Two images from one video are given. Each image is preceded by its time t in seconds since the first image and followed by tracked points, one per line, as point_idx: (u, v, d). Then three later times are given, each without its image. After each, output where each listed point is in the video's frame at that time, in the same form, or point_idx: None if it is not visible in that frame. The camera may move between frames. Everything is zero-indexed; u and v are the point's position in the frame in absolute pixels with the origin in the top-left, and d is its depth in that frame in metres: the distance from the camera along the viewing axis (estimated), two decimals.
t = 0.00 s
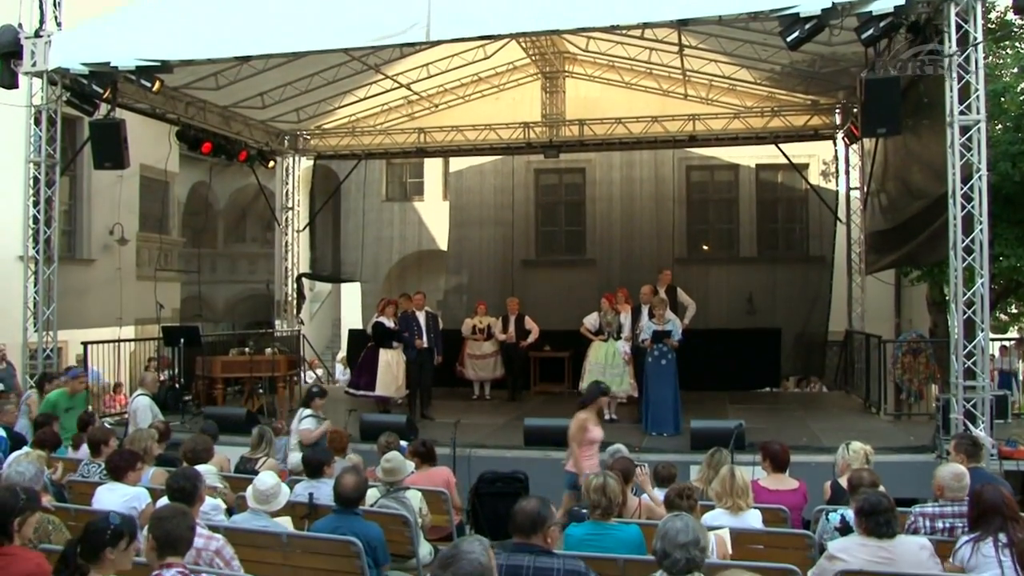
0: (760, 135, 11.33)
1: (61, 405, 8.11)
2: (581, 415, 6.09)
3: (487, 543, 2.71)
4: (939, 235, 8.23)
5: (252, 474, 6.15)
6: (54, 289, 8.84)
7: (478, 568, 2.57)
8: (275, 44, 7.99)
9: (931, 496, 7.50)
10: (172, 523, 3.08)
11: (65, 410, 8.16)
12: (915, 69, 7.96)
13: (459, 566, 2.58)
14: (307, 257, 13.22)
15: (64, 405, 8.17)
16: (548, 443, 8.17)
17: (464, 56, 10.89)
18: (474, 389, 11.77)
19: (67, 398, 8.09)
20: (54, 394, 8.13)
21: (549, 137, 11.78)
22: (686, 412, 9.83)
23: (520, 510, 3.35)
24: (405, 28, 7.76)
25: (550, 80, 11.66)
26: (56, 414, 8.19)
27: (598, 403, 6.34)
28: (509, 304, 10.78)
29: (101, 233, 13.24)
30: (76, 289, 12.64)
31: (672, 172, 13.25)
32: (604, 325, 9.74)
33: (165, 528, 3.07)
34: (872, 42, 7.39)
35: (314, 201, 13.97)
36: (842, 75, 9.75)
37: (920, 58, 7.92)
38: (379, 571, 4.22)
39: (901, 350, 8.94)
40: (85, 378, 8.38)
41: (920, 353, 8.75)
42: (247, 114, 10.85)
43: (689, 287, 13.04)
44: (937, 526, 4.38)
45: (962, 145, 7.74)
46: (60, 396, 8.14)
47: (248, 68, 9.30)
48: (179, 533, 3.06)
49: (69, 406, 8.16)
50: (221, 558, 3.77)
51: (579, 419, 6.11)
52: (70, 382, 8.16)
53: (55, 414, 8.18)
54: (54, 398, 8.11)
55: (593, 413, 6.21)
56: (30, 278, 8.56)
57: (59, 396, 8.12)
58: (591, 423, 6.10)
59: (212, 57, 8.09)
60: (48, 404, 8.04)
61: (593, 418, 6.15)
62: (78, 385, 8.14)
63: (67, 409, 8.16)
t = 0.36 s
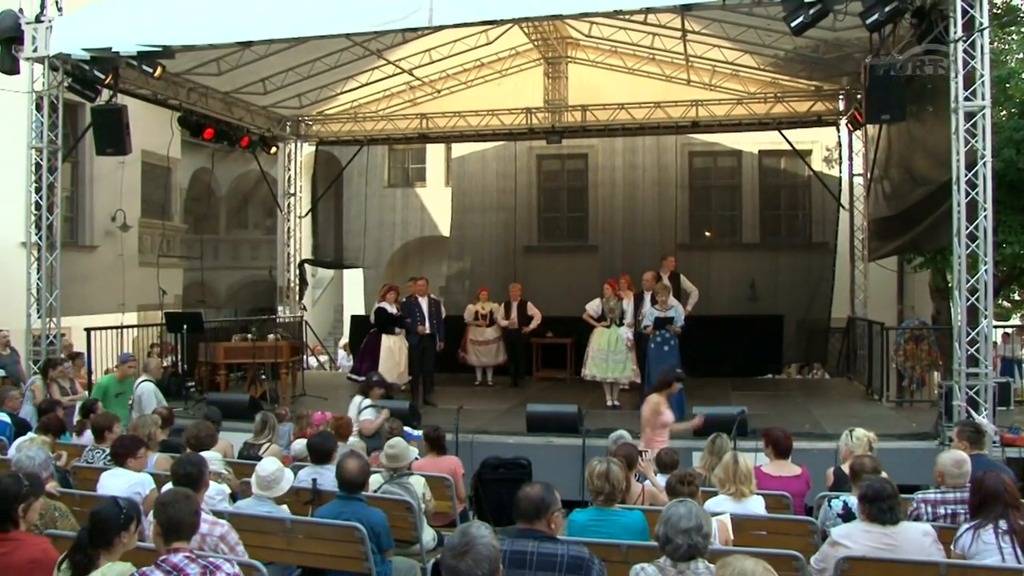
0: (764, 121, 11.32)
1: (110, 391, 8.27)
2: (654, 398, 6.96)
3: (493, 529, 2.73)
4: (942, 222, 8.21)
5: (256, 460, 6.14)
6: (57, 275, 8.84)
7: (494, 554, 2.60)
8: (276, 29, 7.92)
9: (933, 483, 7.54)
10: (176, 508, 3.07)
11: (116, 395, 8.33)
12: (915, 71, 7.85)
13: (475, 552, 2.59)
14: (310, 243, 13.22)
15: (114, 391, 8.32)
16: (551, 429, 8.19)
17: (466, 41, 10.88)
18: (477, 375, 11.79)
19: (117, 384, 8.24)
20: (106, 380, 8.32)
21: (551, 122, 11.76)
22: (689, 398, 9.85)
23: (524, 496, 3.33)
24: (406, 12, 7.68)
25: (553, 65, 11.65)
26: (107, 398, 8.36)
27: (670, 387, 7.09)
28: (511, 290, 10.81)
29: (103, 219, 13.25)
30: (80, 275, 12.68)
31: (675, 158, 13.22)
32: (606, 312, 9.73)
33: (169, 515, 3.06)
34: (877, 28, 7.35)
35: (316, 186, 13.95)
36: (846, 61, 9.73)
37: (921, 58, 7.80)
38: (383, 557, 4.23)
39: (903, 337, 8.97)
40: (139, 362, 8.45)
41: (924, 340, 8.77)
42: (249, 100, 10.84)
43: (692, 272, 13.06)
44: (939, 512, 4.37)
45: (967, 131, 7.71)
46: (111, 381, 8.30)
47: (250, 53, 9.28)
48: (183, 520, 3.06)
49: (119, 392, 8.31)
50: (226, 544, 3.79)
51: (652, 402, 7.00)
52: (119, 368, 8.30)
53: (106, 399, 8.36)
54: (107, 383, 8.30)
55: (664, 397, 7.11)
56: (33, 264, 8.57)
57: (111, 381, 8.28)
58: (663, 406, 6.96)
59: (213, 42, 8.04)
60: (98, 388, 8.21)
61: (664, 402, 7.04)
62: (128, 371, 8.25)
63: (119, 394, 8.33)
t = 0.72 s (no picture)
0: (768, 112, 11.30)
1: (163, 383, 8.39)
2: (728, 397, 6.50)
3: (500, 518, 2.75)
4: (947, 214, 8.19)
5: (260, 451, 6.13)
6: (61, 266, 8.85)
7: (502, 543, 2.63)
8: (279, 19, 7.89)
9: (937, 474, 7.55)
10: (177, 497, 3.06)
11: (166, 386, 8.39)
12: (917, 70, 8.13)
13: (485, 543, 2.61)
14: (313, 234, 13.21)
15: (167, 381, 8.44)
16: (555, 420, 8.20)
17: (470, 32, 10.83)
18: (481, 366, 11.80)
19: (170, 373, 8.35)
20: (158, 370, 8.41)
21: (555, 114, 11.77)
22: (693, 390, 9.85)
23: (529, 487, 3.34)
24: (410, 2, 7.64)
25: (557, 56, 11.63)
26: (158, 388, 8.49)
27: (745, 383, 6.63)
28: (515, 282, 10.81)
29: (106, 210, 13.26)
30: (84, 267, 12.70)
31: (679, 149, 13.20)
32: (611, 303, 9.73)
33: (171, 504, 3.05)
34: (883, 19, 7.31)
35: (319, 177, 13.95)
36: (851, 53, 9.70)
37: (922, 60, 8.13)
38: (387, 547, 4.25)
39: (908, 328, 8.98)
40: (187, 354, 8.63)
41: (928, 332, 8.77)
42: (252, 91, 10.83)
43: (696, 264, 13.06)
44: (943, 503, 4.37)
45: (973, 122, 7.69)
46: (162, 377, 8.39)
47: (254, 44, 9.28)
48: (184, 509, 3.05)
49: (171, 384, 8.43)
50: (232, 534, 3.80)
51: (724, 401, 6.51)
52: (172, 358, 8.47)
53: (157, 390, 8.41)
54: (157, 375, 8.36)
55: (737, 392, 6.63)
56: (37, 255, 8.57)
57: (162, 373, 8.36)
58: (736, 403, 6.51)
59: (216, 32, 8.01)
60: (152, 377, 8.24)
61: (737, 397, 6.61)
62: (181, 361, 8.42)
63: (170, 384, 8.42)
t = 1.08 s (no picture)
0: (772, 105, 11.27)
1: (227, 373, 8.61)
2: (804, 391, 6.57)
3: (504, 511, 2.75)
4: (952, 207, 8.17)
5: (265, 443, 6.12)
6: (65, 259, 8.85)
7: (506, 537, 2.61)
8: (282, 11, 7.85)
9: (942, 467, 7.55)
10: (180, 490, 3.05)
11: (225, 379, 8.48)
12: (917, 70, 7.96)
13: (488, 536, 2.61)
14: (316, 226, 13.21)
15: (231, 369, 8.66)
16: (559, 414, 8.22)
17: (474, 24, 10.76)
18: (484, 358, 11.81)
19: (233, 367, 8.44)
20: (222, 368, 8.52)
21: (559, 106, 11.72)
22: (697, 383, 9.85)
23: (534, 479, 3.34)
24: None
25: (560, 48, 11.62)
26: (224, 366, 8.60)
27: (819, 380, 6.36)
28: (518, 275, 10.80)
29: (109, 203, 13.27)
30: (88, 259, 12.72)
31: (682, 141, 13.19)
32: (615, 296, 9.70)
33: (174, 497, 3.04)
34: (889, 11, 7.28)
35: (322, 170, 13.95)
36: (856, 45, 9.68)
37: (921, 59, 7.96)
38: (391, 539, 4.26)
39: (912, 321, 8.97)
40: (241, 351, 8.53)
41: (933, 325, 8.76)
42: (256, 84, 10.83)
43: (699, 256, 13.06)
44: (948, 496, 4.36)
45: (978, 114, 7.66)
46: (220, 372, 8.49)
47: (257, 36, 9.28)
48: (186, 501, 3.03)
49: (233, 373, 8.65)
50: (237, 527, 3.80)
51: (802, 396, 6.55)
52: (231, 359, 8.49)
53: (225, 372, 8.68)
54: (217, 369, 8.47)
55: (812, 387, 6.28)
56: (41, 248, 8.57)
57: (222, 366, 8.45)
58: (813, 399, 6.57)
59: (219, 25, 7.98)
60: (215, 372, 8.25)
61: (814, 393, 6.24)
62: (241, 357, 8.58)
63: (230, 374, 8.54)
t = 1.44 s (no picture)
0: (775, 99, 11.24)
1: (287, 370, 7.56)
2: (880, 382, 6.20)
3: (507, 506, 2.73)
4: (955, 200, 8.16)
5: (268, 436, 6.14)
6: (68, 253, 8.87)
7: (507, 533, 2.60)
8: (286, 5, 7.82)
9: (945, 461, 7.55)
10: (185, 484, 3.05)
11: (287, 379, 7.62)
12: (918, 71, 7.79)
13: (490, 531, 2.59)
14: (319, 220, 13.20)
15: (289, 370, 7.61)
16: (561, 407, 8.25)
17: (476, 18, 11.03)
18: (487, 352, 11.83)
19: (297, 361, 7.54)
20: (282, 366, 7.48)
21: (561, 99, 11.69)
22: (700, 376, 9.86)
23: (538, 472, 3.33)
24: None
25: (563, 41, 11.65)
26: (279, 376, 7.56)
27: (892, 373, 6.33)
28: (521, 267, 10.80)
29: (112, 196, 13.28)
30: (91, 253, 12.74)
31: (685, 135, 13.20)
32: (618, 289, 9.70)
33: (179, 492, 3.03)
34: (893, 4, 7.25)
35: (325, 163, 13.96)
36: (859, 39, 9.68)
37: (921, 58, 7.83)
38: (395, 533, 4.26)
39: (914, 315, 8.97)
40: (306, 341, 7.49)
41: (935, 319, 8.78)
42: (258, 77, 10.84)
43: (703, 250, 13.06)
44: (950, 488, 4.36)
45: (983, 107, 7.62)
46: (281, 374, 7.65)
47: (260, 30, 9.29)
48: (191, 495, 3.03)
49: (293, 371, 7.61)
50: (241, 520, 3.81)
51: (877, 387, 6.17)
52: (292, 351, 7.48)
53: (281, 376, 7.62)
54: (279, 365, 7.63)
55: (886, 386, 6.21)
56: (45, 242, 8.58)
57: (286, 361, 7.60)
58: (887, 390, 6.19)
59: (222, 18, 7.97)
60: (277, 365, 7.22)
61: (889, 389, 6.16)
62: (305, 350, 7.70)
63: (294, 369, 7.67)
